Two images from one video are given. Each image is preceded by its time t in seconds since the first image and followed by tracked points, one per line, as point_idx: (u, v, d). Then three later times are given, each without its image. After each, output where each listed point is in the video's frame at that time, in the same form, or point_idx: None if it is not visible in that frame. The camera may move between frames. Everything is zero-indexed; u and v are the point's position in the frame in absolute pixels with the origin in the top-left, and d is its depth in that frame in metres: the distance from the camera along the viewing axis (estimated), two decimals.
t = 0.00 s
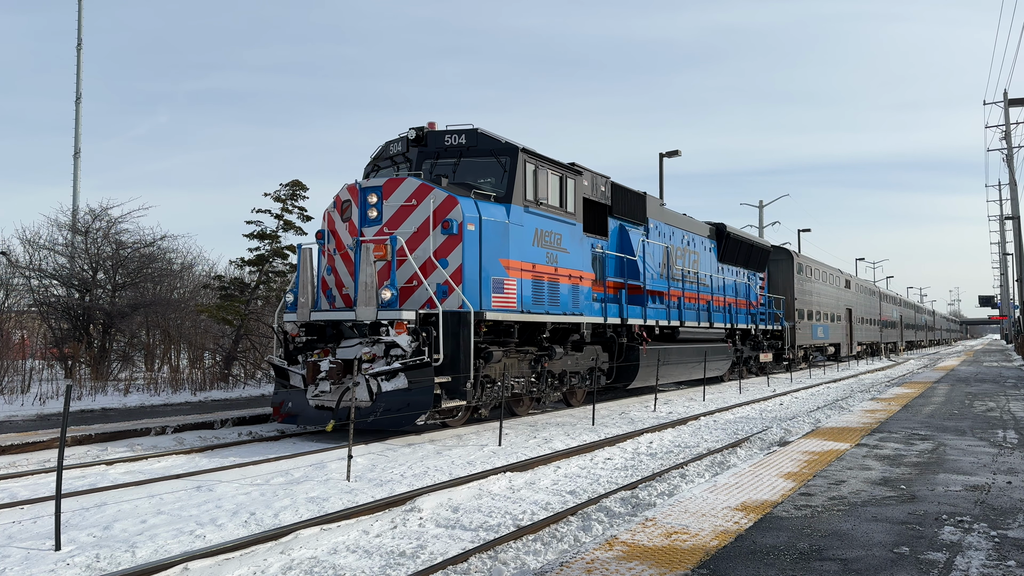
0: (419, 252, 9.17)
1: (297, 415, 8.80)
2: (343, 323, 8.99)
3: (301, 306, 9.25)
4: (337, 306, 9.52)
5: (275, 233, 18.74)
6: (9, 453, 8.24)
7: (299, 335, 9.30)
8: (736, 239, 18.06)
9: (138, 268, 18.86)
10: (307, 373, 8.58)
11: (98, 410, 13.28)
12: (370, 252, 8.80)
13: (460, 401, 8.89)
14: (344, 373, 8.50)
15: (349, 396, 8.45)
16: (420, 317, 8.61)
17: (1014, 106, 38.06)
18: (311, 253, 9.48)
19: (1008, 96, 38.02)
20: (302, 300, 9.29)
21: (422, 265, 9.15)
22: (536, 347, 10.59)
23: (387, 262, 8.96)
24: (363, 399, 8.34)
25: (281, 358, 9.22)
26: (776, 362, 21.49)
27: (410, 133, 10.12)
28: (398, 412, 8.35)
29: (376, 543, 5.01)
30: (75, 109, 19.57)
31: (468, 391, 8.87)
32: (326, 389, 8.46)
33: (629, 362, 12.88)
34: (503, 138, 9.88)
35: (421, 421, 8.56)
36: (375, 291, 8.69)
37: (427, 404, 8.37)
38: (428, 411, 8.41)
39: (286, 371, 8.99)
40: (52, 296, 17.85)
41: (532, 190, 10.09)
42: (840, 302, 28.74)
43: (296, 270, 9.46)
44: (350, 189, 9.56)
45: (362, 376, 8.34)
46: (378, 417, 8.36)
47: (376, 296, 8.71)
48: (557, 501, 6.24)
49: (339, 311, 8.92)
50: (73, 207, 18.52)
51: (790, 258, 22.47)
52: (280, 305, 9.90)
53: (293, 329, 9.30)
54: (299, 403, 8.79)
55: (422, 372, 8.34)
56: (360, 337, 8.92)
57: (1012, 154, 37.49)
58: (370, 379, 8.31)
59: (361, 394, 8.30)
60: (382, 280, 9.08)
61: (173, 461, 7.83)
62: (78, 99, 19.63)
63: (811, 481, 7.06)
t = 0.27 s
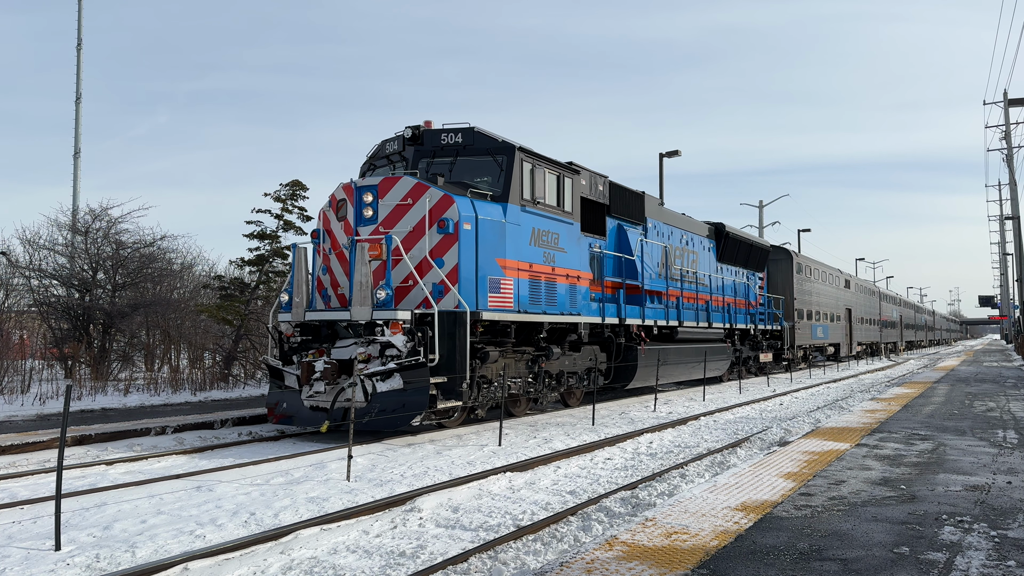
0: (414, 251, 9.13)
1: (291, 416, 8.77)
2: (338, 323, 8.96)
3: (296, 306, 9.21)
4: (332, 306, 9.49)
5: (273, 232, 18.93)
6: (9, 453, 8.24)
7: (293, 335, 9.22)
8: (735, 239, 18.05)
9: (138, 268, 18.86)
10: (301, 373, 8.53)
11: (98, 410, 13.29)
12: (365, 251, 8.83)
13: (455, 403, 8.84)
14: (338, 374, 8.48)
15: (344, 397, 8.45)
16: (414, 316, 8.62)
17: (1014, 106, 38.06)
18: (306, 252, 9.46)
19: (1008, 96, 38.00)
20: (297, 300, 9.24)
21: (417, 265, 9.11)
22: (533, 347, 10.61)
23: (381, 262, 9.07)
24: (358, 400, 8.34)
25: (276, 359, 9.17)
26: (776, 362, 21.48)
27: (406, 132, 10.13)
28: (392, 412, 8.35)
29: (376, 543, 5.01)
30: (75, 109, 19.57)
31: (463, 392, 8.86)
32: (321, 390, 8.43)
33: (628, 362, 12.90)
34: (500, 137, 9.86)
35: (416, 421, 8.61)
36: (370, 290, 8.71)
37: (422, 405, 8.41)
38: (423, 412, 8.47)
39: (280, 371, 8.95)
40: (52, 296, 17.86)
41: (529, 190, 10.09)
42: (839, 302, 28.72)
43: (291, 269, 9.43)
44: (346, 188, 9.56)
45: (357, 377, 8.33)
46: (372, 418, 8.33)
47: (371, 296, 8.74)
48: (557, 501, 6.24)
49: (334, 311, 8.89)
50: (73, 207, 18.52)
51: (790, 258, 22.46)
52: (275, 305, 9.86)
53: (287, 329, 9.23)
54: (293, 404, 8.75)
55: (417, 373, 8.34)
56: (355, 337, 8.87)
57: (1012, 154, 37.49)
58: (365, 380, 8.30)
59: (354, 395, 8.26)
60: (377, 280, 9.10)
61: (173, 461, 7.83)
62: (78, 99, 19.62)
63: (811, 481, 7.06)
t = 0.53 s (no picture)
0: (409, 251, 9.11)
1: (285, 417, 8.78)
2: (332, 322, 8.96)
3: (290, 306, 9.22)
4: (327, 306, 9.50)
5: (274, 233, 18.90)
6: (9, 453, 8.24)
7: (287, 335, 9.25)
8: (734, 238, 18.05)
9: (138, 268, 18.87)
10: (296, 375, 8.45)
11: (98, 410, 13.29)
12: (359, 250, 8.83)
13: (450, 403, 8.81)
14: (332, 374, 8.48)
15: (338, 397, 8.45)
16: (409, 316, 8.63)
17: (1014, 106, 38.05)
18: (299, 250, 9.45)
19: (1008, 96, 37.99)
20: (290, 300, 9.24)
21: (412, 264, 9.08)
22: (530, 347, 10.61)
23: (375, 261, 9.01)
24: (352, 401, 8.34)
25: (269, 359, 9.18)
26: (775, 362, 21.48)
27: (401, 130, 10.15)
28: (385, 414, 8.33)
29: (376, 543, 5.01)
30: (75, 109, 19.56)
31: (457, 392, 8.81)
32: (314, 390, 8.43)
33: (625, 362, 12.94)
34: (496, 135, 9.82)
35: (410, 421, 8.59)
36: (363, 290, 8.69)
37: (416, 407, 8.39)
38: (417, 413, 8.45)
39: (274, 372, 8.97)
40: (52, 296, 17.86)
41: (525, 188, 10.08)
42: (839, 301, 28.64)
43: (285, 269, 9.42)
44: (340, 187, 9.56)
45: (351, 377, 8.37)
46: (365, 419, 8.34)
47: (365, 296, 8.76)
48: (557, 501, 6.24)
49: (328, 311, 8.87)
50: (73, 207, 18.52)
51: (789, 258, 22.47)
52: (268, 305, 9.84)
53: (281, 329, 9.27)
54: (287, 405, 8.78)
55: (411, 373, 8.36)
56: (348, 337, 8.90)
57: (1012, 154, 37.50)
58: (359, 381, 8.33)
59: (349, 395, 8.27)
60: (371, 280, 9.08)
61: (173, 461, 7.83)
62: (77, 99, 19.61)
63: (811, 481, 7.06)
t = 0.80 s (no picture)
0: (402, 250, 9.12)
1: (277, 418, 8.70)
2: (325, 322, 8.87)
3: (283, 306, 9.21)
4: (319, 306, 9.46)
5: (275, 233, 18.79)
6: (9, 453, 8.24)
7: (280, 335, 9.19)
8: (733, 238, 18.06)
9: (138, 268, 18.87)
10: (287, 375, 8.49)
11: (98, 410, 13.29)
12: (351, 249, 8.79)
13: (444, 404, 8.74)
14: (324, 375, 8.39)
15: (331, 398, 8.38)
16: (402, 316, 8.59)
17: (1014, 106, 38.05)
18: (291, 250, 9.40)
19: (1008, 96, 37.99)
20: (283, 299, 9.23)
21: (406, 263, 9.09)
22: (526, 347, 10.58)
23: (368, 260, 9.14)
24: (345, 401, 8.28)
25: (261, 359, 9.08)
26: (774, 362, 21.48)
27: (396, 128, 10.16)
28: (379, 415, 8.28)
29: (376, 543, 5.01)
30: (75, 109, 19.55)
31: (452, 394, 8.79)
32: (306, 391, 8.36)
33: (622, 363, 12.97)
34: (491, 134, 9.84)
35: (404, 422, 8.56)
36: (356, 290, 8.71)
37: (409, 407, 8.35)
38: (411, 413, 8.40)
39: (267, 372, 8.88)
40: (52, 296, 17.87)
41: (520, 187, 10.08)
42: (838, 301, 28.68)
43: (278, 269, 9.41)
44: (334, 186, 9.61)
45: (344, 379, 8.30)
46: (358, 420, 8.24)
47: (357, 296, 8.74)
48: (557, 501, 6.25)
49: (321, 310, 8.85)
50: (73, 207, 18.51)
51: (788, 257, 22.48)
52: (261, 305, 9.82)
53: (273, 329, 9.25)
54: (279, 406, 8.70)
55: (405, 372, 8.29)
56: (341, 337, 8.78)
57: (1012, 154, 37.49)
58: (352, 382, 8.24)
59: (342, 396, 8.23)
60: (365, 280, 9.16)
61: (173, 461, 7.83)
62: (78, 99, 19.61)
63: (811, 481, 7.06)
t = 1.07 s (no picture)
0: (395, 249, 9.10)
1: (268, 418, 8.73)
2: (316, 322, 8.90)
3: (273, 305, 9.22)
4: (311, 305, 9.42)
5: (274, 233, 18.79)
6: (9, 453, 8.24)
7: (271, 335, 9.25)
8: (732, 237, 18.06)
9: (138, 268, 18.87)
10: (279, 375, 8.53)
11: (98, 410, 13.29)
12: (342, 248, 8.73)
13: (437, 404, 8.65)
14: (315, 375, 8.46)
15: (322, 398, 8.43)
16: (394, 316, 8.51)
17: (1014, 106, 38.06)
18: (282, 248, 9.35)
19: (1008, 96, 37.99)
20: (273, 298, 9.23)
21: (399, 262, 9.06)
22: (521, 348, 10.57)
23: (360, 259, 9.07)
24: (336, 402, 8.33)
25: (253, 359, 9.13)
26: (774, 362, 21.47)
27: (389, 126, 10.16)
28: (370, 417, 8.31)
29: (376, 543, 5.01)
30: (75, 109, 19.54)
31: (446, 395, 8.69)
32: (297, 391, 8.41)
33: (619, 363, 12.90)
34: (485, 131, 9.81)
35: (397, 424, 8.45)
36: (348, 288, 8.67)
37: (401, 408, 8.24)
38: (402, 415, 8.30)
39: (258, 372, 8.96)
40: (52, 296, 17.87)
41: (515, 186, 10.04)
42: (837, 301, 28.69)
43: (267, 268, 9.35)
44: (325, 183, 9.59)
45: (335, 379, 8.36)
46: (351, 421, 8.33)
47: (349, 294, 8.70)
48: (557, 501, 6.24)
49: (312, 310, 8.83)
50: (73, 207, 18.50)
51: (787, 257, 22.48)
52: (252, 305, 9.84)
53: (265, 329, 9.27)
54: (269, 407, 8.74)
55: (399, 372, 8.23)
56: (333, 337, 8.82)
57: (1012, 154, 37.49)
58: (343, 382, 8.34)
59: (333, 397, 8.29)
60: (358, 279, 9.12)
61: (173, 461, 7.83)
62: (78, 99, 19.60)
63: (811, 481, 7.06)
